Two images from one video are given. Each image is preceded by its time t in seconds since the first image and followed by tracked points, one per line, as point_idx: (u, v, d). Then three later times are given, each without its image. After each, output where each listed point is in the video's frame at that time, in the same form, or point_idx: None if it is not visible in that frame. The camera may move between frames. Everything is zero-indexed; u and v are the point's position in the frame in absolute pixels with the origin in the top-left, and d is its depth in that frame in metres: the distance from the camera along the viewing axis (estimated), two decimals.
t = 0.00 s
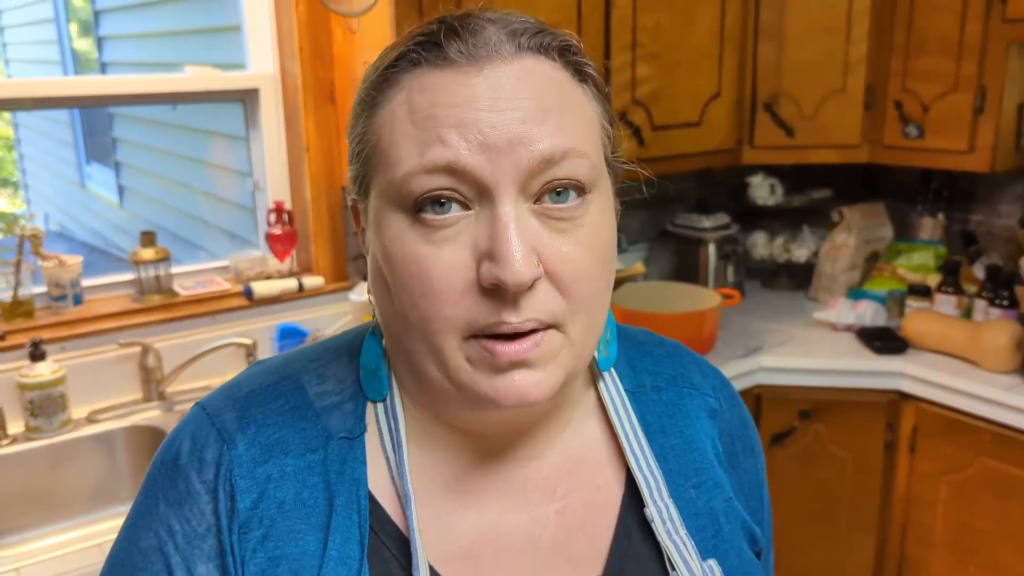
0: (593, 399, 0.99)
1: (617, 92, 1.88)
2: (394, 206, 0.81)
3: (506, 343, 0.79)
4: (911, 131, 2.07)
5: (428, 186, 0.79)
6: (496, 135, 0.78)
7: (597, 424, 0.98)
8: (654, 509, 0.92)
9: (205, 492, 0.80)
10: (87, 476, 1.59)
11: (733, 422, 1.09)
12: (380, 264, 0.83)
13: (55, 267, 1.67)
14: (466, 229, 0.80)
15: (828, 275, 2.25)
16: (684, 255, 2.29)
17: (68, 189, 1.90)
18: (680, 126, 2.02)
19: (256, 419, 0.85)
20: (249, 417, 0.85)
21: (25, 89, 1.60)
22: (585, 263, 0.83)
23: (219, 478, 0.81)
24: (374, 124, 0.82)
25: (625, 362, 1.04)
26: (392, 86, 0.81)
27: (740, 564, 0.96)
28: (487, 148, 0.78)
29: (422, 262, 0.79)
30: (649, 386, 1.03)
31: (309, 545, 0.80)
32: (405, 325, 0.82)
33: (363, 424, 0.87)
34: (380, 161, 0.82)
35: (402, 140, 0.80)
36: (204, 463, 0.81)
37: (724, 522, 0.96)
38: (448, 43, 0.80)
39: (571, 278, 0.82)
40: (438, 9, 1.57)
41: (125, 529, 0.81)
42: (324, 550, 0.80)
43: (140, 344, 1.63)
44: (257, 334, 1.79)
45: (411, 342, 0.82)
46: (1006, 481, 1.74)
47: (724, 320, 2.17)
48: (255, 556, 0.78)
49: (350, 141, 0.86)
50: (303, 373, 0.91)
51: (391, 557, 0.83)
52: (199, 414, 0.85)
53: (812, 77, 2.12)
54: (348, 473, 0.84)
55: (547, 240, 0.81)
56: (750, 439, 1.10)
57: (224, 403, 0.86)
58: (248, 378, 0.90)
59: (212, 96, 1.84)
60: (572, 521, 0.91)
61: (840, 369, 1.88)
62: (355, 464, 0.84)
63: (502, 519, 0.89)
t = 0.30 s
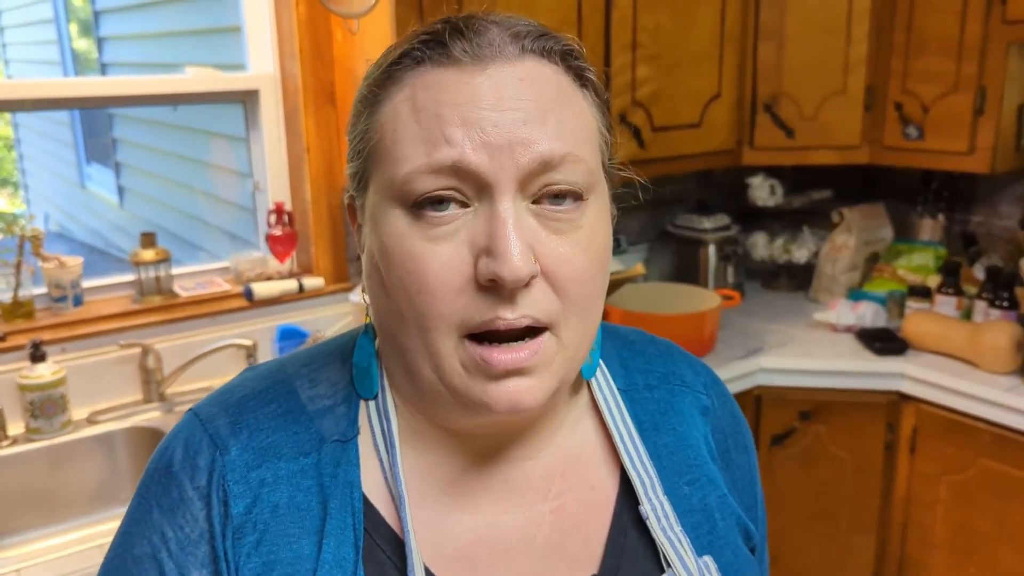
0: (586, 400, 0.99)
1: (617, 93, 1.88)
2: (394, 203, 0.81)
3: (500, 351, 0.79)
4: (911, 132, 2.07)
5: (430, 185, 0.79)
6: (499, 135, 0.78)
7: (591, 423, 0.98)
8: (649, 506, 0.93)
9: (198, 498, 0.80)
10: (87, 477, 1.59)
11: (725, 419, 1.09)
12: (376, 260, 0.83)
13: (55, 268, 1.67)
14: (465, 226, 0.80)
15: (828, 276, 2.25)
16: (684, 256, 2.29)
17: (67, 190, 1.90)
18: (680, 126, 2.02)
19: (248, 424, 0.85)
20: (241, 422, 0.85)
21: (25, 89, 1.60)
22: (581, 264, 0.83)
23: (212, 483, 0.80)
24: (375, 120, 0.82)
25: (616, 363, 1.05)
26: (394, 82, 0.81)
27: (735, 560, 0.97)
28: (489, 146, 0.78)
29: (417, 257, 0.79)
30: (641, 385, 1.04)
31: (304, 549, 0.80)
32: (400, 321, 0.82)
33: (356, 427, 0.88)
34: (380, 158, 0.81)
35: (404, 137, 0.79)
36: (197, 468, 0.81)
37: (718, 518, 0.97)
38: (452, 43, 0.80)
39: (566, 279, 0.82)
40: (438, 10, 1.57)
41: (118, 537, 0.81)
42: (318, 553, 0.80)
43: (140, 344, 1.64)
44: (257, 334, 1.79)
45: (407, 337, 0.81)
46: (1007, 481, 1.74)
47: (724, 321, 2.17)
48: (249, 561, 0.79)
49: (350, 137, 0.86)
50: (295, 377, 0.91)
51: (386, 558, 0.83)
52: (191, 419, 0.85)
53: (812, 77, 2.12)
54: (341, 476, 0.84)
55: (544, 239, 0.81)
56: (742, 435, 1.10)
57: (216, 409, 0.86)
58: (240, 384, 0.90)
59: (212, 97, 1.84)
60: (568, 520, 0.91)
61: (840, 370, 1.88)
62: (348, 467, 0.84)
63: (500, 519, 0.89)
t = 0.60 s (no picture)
0: (582, 403, 1.00)
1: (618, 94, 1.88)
2: (416, 200, 0.80)
3: (516, 344, 0.79)
4: (912, 133, 2.07)
5: (458, 186, 0.79)
6: (533, 141, 0.79)
7: (587, 428, 0.98)
8: (642, 510, 0.93)
9: (193, 498, 0.80)
10: (88, 478, 1.59)
11: (724, 423, 1.09)
12: (391, 256, 0.82)
13: (56, 269, 1.67)
14: (492, 230, 0.80)
15: (828, 277, 2.25)
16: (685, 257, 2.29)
17: (68, 190, 1.89)
18: (680, 128, 2.03)
19: (244, 425, 0.85)
20: (237, 424, 0.85)
21: (25, 91, 1.60)
22: (598, 274, 0.84)
23: (206, 484, 0.81)
24: (404, 115, 0.82)
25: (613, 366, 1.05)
26: (427, 79, 0.82)
27: (730, 564, 0.97)
28: (521, 151, 0.79)
29: (442, 256, 0.79)
30: (638, 388, 1.04)
31: (295, 549, 0.80)
32: (413, 322, 0.81)
33: (350, 429, 0.88)
34: (406, 153, 0.81)
35: (437, 134, 0.79)
36: (192, 470, 0.81)
37: (713, 523, 0.97)
38: (490, 46, 0.82)
39: (585, 287, 0.83)
40: (439, 12, 1.57)
41: (118, 538, 0.81)
42: (310, 554, 0.80)
43: (141, 346, 1.64)
44: (258, 335, 1.79)
45: (414, 335, 0.81)
46: (1007, 482, 1.74)
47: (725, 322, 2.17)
48: (242, 561, 0.79)
49: (373, 129, 0.85)
50: (291, 380, 0.91)
51: (377, 560, 0.83)
52: (188, 422, 0.85)
53: (812, 78, 2.12)
54: (335, 477, 0.84)
55: (567, 248, 0.82)
56: (741, 439, 1.10)
57: (213, 411, 0.86)
58: (237, 387, 0.90)
59: (213, 98, 1.84)
60: (559, 523, 0.91)
61: (841, 371, 1.89)
62: (341, 469, 0.84)
63: (494, 519, 0.89)
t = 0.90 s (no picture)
0: (579, 404, 1.00)
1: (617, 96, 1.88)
2: (426, 210, 0.80)
3: (516, 355, 0.80)
4: (911, 135, 2.07)
5: (469, 197, 0.79)
6: (544, 155, 0.79)
7: (585, 428, 0.98)
8: (639, 509, 0.93)
9: (193, 502, 0.80)
10: (88, 480, 1.59)
11: (720, 424, 1.09)
12: (398, 263, 0.82)
13: (56, 272, 1.67)
14: (502, 241, 0.80)
15: (828, 279, 2.25)
16: (685, 259, 2.29)
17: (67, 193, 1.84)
18: (680, 130, 2.03)
19: (242, 429, 0.85)
20: (235, 427, 0.85)
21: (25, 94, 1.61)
22: (602, 285, 0.85)
23: (206, 488, 0.81)
24: (414, 122, 0.81)
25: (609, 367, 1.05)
26: (438, 87, 0.81)
27: (727, 564, 0.97)
28: (532, 164, 0.78)
29: (451, 267, 0.78)
30: (634, 389, 1.04)
31: (295, 551, 0.80)
32: (420, 329, 0.81)
33: (348, 431, 0.88)
34: (416, 161, 0.80)
35: (449, 144, 0.79)
36: (192, 473, 0.81)
37: (711, 522, 0.97)
38: (502, 56, 0.81)
39: (588, 297, 0.83)
40: (439, 14, 1.57)
41: (117, 542, 0.81)
42: (310, 555, 0.80)
43: (141, 348, 1.64)
44: (257, 337, 1.79)
45: (421, 340, 0.81)
46: (1007, 485, 1.74)
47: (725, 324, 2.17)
48: (242, 563, 0.79)
49: (381, 134, 0.84)
50: (289, 383, 0.91)
51: (377, 561, 0.83)
52: (187, 426, 0.85)
53: (812, 81, 2.12)
54: (334, 479, 0.84)
55: (573, 261, 0.83)
56: (737, 440, 1.10)
57: (211, 415, 0.86)
58: (235, 391, 0.90)
59: (213, 101, 1.85)
60: (557, 524, 0.91)
61: (840, 373, 1.89)
62: (340, 471, 0.84)
63: (489, 519, 0.89)
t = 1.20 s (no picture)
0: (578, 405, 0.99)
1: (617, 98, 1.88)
2: (435, 219, 0.80)
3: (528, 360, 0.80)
4: (911, 138, 2.07)
5: (480, 209, 0.79)
6: (557, 169, 0.79)
7: (583, 429, 0.98)
8: (638, 509, 0.93)
9: (192, 503, 0.80)
10: (88, 482, 1.59)
11: (715, 424, 1.09)
12: (406, 270, 0.82)
13: (56, 273, 1.67)
14: (512, 253, 0.80)
15: (827, 281, 2.25)
16: (684, 261, 2.29)
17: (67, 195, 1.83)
18: (680, 131, 2.03)
19: (241, 430, 0.85)
20: (234, 429, 0.85)
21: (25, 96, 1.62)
22: (608, 295, 0.85)
23: (204, 489, 0.81)
24: (425, 129, 0.81)
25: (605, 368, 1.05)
26: (450, 95, 0.81)
27: (724, 563, 0.97)
28: (544, 178, 0.79)
29: (460, 276, 0.79)
30: (630, 390, 1.04)
31: (295, 552, 0.80)
32: (426, 335, 0.81)
33: (347, 432, 0.88)
34: (427, 169, 0.80)
35: (462, 156, 0.78)
36: (190, 475, 0.81)
37: (708, 521, 0.97)
38: (517, 66, 0.81)
39: (595, 306, 0.84)
40: (439, 17, 1.57)
41: (115, 545, 0.81)
42: (310, 556, 0.80)
43: (140, 350, 1.64)
44: (257, 339, 1.79)
45: (426, 346, 0.81)
46: (1007, 487, 1.74)
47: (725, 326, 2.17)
48: (242, 564, 0.79)
49: (391, 139, 0.84)
50: (287, 385, 0.91)
51: (377, 561, 0.83)
52: (186, 428, 0.85)
53: (812, 82, 2.12)
54: (333, 480, 0.84)
55: (581, 273, 0.83)
56: (733, 440, 1.10)
57: (210, 417, 0.86)
58: (234, 393, 0.90)
59: (213, 103, 1.85)
60: (556, 525, 0.91)
61: (840, 374, 1.89)
62: (339, 471, 0.84)
63: (489, 519, 0.89)
